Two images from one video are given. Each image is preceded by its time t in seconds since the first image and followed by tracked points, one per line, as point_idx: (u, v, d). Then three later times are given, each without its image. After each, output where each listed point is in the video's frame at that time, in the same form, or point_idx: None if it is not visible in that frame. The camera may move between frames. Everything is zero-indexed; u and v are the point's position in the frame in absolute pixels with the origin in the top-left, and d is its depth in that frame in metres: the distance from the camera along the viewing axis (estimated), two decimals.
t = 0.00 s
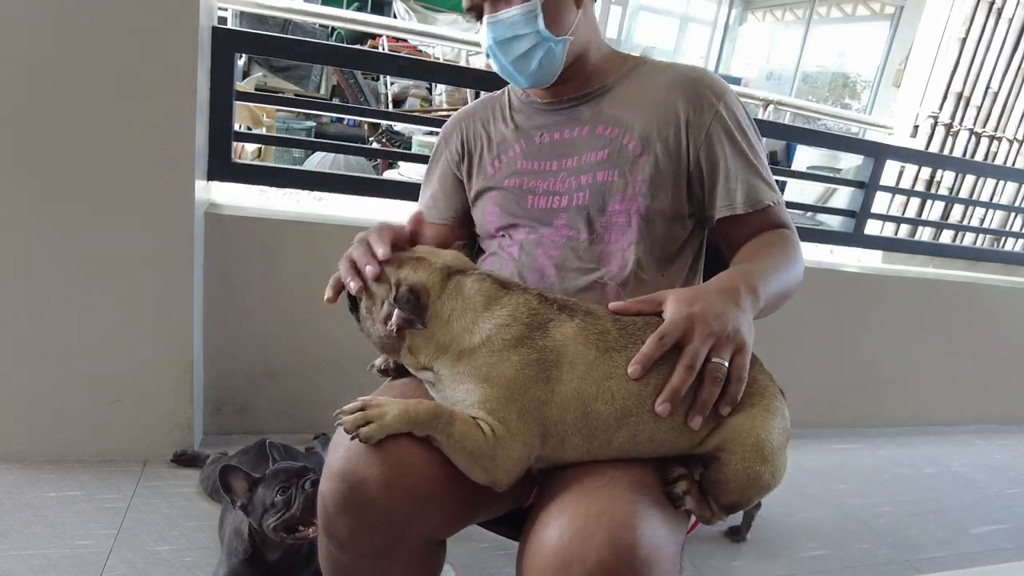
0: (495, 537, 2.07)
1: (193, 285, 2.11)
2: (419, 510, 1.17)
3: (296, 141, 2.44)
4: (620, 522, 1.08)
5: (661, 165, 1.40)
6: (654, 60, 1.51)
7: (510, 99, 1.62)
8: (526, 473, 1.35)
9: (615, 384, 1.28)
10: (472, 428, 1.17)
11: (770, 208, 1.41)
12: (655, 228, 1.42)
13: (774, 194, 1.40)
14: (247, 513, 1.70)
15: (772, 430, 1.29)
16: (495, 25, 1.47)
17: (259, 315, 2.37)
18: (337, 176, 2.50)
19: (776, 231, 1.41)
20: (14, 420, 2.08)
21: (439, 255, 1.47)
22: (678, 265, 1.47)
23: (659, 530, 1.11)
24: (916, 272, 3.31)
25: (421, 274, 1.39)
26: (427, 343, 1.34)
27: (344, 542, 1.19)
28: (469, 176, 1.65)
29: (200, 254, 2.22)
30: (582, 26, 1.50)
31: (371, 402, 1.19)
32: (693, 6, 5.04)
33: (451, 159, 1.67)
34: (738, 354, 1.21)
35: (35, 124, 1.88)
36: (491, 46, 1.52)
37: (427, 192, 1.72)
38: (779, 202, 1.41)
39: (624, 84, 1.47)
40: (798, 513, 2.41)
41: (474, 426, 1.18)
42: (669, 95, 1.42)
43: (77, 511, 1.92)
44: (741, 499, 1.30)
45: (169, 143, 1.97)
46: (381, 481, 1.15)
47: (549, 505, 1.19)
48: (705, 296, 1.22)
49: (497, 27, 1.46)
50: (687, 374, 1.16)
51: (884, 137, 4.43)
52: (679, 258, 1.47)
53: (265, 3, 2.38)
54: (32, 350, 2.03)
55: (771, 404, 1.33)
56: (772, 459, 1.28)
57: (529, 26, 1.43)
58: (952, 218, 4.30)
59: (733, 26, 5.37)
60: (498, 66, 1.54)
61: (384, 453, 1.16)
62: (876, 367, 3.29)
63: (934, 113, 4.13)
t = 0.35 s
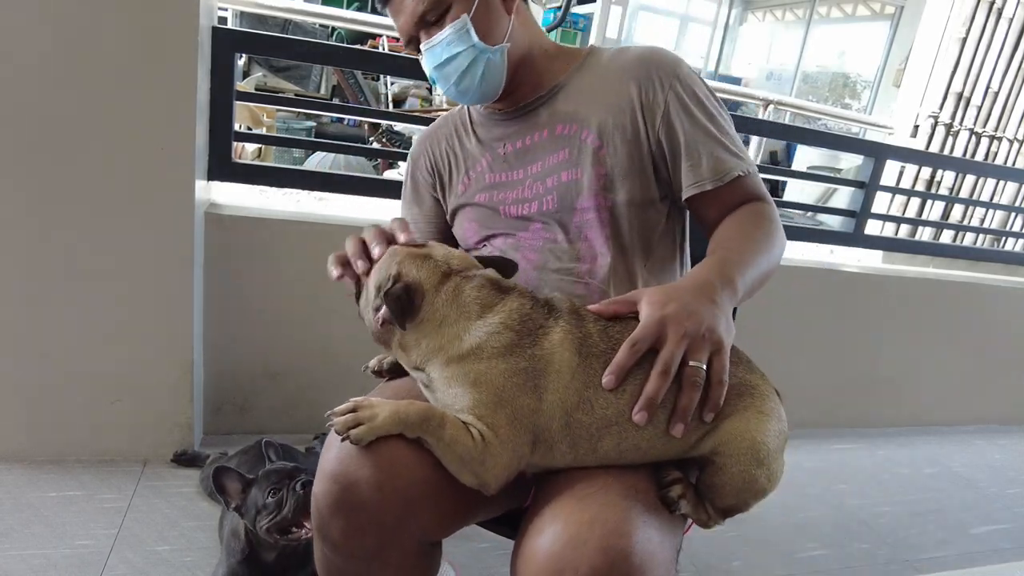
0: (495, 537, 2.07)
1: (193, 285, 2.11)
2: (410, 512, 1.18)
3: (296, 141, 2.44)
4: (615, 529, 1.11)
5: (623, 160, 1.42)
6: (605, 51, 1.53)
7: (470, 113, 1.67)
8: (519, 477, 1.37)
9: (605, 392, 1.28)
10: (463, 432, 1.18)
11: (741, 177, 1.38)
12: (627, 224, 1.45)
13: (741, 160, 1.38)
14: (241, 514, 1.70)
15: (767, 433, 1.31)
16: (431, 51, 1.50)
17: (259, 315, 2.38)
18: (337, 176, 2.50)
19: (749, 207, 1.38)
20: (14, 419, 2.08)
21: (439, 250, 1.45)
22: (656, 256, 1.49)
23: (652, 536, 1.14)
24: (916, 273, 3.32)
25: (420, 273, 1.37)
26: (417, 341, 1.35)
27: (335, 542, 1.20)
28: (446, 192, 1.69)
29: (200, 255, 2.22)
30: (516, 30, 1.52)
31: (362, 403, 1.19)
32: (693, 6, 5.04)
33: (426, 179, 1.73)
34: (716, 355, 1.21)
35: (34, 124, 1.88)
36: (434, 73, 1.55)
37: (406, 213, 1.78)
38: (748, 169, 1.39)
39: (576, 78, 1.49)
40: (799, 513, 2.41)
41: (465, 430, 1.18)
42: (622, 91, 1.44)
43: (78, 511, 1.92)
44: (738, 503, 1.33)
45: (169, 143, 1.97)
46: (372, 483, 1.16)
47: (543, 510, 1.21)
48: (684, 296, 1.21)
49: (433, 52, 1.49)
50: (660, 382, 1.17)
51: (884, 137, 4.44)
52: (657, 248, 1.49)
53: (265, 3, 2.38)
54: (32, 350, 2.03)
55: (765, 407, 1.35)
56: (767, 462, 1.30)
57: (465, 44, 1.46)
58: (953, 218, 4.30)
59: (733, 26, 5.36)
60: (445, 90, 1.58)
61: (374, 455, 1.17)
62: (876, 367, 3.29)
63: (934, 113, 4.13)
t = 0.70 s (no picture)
0: (495, 537, 2.07)
1: (193, 284, 2.11)
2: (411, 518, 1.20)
3: (296, 141, 2.45)
4: (613, 532, 1.12)
5: (602, 162, 1.42)
6: (581, 48, 1.53)
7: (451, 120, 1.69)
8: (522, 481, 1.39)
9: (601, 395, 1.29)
10: (460, 438, 1.20)
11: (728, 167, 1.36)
12: (612, 224, 1.45)
13: (727, 152, 1.36)
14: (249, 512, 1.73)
15: (768, 437, 1.33)
16: (406, 70, 1.52)
17: (260, 315, 2.38)
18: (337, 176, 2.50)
19: (738, 198, 1.36)
20: (15, 419, 2.08)
21: (433, 257, 1.45)
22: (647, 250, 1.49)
23: (650, 540, 1.15)
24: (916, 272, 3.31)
25: (411, 284, 1.38)
26: (411, 352, 1.37)
27: (336, 546, 1.21)
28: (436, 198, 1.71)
29: (200, 255, 2.22)
30: (489, 39, 1.54)
31: (361, 409, 1.23)
32: (693, 6, 5.03)
33: (415, 188, 1.76)
34: (703, 359, 1.20)
35: (35, 123, 1.88)
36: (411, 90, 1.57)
37: (398, 223, 1.81)
38: (732, 159, 1.36)
39: (552, 80, 1.50)
40: (800, 513, 2.41)
41: (463, 437, 1.21)
42: (598, 92, 1.43)
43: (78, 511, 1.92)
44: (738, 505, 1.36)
45: (169, 143, 1.97)
46: (371, 487, 1.19)
47: (543, 510, 1.23)
48: (670, 296, 1.20)
49: (407, 70, 1.51)
50: (642, 391, 1.17)
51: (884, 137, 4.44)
52: (648, 246, 1.49)
53: (265, 3, 2.38)
54: (32, 350, 2.03)
55: (765, 410, 1.36)
56: (767, 465, 1.32)
57: (438, 59, 1.48)
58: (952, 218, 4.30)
59: (733, 26, 5.27)
60: (424, 106, 1.60)
61: (374, 458, 1.21)
62: (876, 367, 3.29)
63: (934, 113, 4.13)
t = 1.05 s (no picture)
0: (495, 537, 2.07)
1: (193, 284, 2.11)
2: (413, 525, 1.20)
3: (296, 141, 2.45)
4: (614, 533, 1.12)
5: (597, 162, 1.43)
6: (579, 48, 1.53)
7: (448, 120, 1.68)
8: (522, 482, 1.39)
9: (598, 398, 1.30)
10: (460, 442, 1.21)
11: (721, 169, 1.36)
12: (608, 224, 1.46)
13: (722, 154, 1.36)
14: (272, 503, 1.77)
15: (765, 430, 1.33)
16: (405, 70, 1.52)
17: (260, 315, 2.38)
18: (337, 177, 2.50)
19: (736, 201, 1.35)
20: (15, 420, 2.08)
21: (432, 257, 1.43)
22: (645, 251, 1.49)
23: (652, 540, 1.15)
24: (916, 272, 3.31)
25: (408, 289, 1.38)
26: (410, 354, 1.38)
27: (338, 554, 1.22)
28: (432, 197, 1.71)
29: (200, 254, 2.23)
30: (488, 39, 1.54)
31: (359, 418, 1.24)
32: (693, 6, 5.02)
33: (413, 187, 1.76)
34: (697, 373, 1.19)
35: (35, 123, 1.88)
36: (410, 91, 1.57)
37: (396, 220, 1.81)
38: (727, 161, 1.35)
39: (548, 80, 1.50)
40: (800, 513, 2.41)
41: (463, 440, 1.22)
42: (593, 93, 1.43)
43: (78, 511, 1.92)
44: (738, 500, 1.36)
45: (169, 143, 1.97)
46: (373, 491, 1.19)
47: (543, 510, 1.24)
48: (668, 305, 1.19)
49: (407, 71, 1.51)
50: (635, 403, 1.18)
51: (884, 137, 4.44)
52: (645, 246, 1.49)
53: (265, 3, 2.38)
54: (32, 350, 2.03)
55: (760, 403, 1.36)
56: (765, 458, 1.32)
57: (438, 60, 1.48)
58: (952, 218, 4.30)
59: (733, 26, 5.27)
60: (423, 107, 1.59)
61: (374, 466, 1.21)
62: (876, 367, 3.29)
63: (934, 113, 4.13)
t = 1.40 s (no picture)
0: (496, 537, 2.06)
1: (193, 284, 2.11)
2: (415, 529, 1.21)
3: (296, 141, 2.44)
4: (618, 534, 1.12)
5: (596, 164, 1.43)
6: (579, 49, 1.53)
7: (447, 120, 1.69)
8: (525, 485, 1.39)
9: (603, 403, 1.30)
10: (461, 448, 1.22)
11: (721, 172, 1.36)
12: (609, 226, 1.46)
13: (722, 157, 1.35)
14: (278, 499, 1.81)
15: (769, 434, 1.33)
16: (408, 70, 1.51)
17: (260, 315, 2.38)
18: (337, 176, 2.50)
19: (737, 205, 1.35)
20: (15, 420, 2.08)
21: (441, 254, 1.44)
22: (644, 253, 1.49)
23: (656, 542, 1.15)
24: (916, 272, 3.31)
25: (413, 288, 1.39)
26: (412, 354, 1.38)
27: (341, 558, 1.23)
28: (432, 196, 1.71)
29: (200, 254, 2.22)
30: (489, 39, 1.54)
31: (359, 424, 1.24)
32: (693, 6, 5.00)
33: (413, 186, 1.76)
34: (703, 383, 1.20)
35: (35, 123, 1.88)
36: (411, 91, 1.56)
37: (397, 220, 1.81)
38: (727, 164, 1.35)
39: (548, 81, 1.50)
40: (800, 513, 2.41)
41: (464, 446, 1.23)
42: (592, 95, 1.43)
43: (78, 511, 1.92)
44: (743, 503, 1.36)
45: (169, 143, 1.97)
46: (377, 493, 1.19)
47: (544, 511, 1.25)
48: (675, 313, 1.19)
49: (409, 70, 1.51)
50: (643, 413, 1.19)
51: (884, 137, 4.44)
52: (645, 248, 1.49)
53: (265, 3, 2.38)
54: (32, 350, 2.03)
55: (765, 408, 1.36)
56: (769, 461, 1.33)
57: (439, 60, 1.48)
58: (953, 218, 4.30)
59: (733, 26, 5.26)
60: (425, 107, 1.59)
61: (375, 470, 1.21)
62: (876, 367, 3.29)
63: (934, 113, 4.13)
